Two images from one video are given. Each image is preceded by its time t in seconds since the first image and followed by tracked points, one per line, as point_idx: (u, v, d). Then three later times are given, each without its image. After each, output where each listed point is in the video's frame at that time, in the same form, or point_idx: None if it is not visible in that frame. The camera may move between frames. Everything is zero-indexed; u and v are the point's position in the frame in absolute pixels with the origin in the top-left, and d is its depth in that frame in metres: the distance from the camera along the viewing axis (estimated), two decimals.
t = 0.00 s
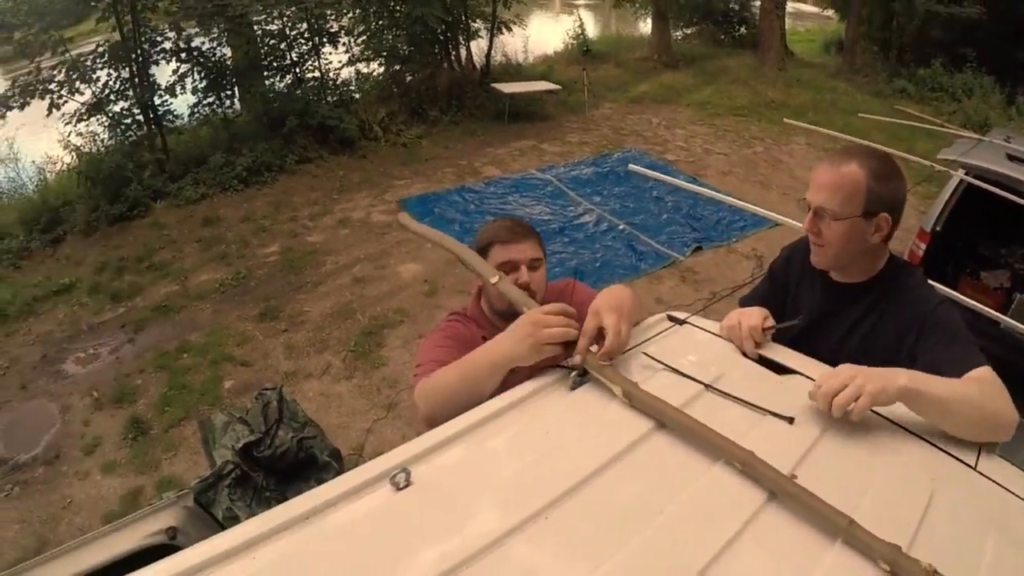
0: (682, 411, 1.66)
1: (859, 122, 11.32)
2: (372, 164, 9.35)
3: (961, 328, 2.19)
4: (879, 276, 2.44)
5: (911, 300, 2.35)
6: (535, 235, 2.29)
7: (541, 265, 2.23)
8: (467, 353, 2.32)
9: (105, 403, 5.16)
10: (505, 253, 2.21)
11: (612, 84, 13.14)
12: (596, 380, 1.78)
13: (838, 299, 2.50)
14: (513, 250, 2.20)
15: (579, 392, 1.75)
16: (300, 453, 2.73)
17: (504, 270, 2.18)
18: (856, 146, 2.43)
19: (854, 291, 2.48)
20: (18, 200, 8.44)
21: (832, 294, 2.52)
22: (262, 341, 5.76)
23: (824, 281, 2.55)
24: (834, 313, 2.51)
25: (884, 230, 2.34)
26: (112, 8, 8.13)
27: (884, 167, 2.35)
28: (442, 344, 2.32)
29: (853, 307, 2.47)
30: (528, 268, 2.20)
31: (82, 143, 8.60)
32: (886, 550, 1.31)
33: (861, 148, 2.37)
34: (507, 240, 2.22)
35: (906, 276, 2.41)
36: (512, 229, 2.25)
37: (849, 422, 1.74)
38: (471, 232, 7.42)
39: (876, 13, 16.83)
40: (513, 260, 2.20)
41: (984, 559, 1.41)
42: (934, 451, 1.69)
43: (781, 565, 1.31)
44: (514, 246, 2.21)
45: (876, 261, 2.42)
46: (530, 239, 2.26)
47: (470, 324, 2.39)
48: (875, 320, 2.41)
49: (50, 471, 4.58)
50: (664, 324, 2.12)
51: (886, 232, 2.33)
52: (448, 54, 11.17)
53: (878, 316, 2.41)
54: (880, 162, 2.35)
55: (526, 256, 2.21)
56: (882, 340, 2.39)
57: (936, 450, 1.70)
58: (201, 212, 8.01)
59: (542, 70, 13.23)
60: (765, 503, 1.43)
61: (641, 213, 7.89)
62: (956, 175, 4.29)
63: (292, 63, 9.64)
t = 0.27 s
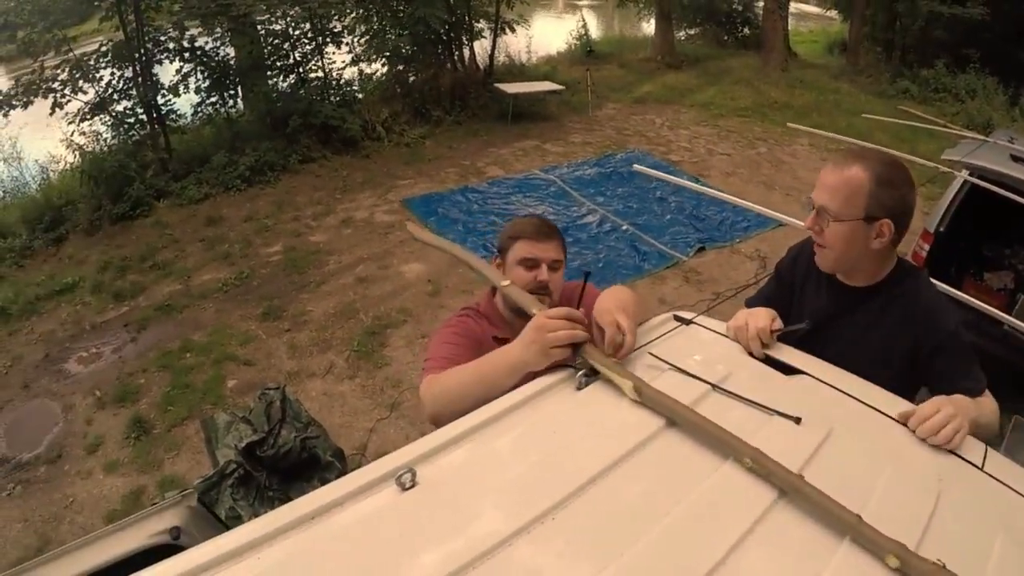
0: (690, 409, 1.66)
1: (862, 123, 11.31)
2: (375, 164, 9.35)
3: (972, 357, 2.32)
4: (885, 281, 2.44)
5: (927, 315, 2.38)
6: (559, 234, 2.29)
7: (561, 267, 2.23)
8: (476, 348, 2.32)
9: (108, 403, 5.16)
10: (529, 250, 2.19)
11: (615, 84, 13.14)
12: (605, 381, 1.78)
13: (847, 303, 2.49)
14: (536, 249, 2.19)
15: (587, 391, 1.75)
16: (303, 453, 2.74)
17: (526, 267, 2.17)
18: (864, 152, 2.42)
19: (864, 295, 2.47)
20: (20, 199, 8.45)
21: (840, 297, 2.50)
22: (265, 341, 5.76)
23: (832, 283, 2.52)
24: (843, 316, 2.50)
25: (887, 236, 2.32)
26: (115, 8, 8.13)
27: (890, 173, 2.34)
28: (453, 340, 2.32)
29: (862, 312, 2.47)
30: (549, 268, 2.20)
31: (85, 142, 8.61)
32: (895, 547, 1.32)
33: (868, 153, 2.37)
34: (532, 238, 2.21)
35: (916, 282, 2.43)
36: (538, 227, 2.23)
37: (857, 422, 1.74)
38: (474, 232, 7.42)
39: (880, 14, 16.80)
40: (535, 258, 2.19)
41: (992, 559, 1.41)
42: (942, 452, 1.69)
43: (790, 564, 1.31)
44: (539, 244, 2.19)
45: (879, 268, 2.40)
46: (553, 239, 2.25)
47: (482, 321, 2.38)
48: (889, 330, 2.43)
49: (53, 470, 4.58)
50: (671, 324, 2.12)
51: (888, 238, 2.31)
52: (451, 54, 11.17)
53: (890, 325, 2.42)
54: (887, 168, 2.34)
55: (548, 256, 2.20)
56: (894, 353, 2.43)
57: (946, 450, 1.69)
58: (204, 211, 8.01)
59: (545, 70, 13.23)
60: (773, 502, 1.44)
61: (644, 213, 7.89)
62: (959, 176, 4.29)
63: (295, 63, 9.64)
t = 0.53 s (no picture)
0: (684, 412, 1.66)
1: (862, 123, 11.31)
2: (375, 164, 9.35)
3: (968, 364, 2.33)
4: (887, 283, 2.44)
5: (926, 319, 2.39)
6: (556, 233, 2.28)
7: (558, 265, 2.23)
8: (475, 346, 2.32)
9: (108, 403, 5.16)
10: (526, 249, 2.19)
11: (616, 84, 13.14)
12: (602, 381, 1.77)
13: (848, 303, 2.48)
14: (533, 248, 2.19)
15: (584, 392, 1.75)
16: (303, 453, 2.74)
17: (522, 266, 2.17)
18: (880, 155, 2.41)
19: (865, 296, 2.46)
20: (20, 198, 8.45)
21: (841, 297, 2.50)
22: (265, 341, 5.76)
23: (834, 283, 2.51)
24: (843, 316, 2.50)
25: (892, 241, 2.31)
26: (115, 8, 8.13)
27: (903, 178, 2.34)
28: (452, 339, 2.32)
29: (863, 313, 2.47)
30: (546, 267, 2.20)
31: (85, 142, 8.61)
32: (888, 554, 1.30)
33: (884, 155, 2.36)
34: (529, 237, 2.20)
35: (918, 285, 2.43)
36: (535, 226, 2.23)
37: (854, 423, 1.74)
38: (474, 232, 7.42)
39: (880, 15, 16.81)
40: (532, 257, 2.19)
41: (988, 561, 1.41)
42: (940, 453, 1.68)
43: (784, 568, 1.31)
44: (536, 243, 2.19)
45: (881, 271, 2.39)
46: (551, 238, 2.24)
47: (482, 319, 2.38)
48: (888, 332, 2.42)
49: (53, 469, 4.58)
50: (669, 324, 2.11)
51: (892, 243, 2.30)
52: (451, 54, 11.16)
53: (889, 327, 2.42)
54: (900, 173, 2.34)
55: (545, 255, 2.20)
56: (891, 356, 2.43)
57: (943, 451, 1.69)
58: (204, 211, 8.01)
59: (545, 70, 13.23)
60: (766, 506, 1.43)
61: (645, 213, 7.89)
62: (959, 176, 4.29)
63: (295, 63, 9.64)
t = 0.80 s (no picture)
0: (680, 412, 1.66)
1: (862, 124, 11.32)
2: (375, 164, 9.36)
3: (965, 364, 2.33)
4: (886, 285, 2.44)
5: (924, 320, 2.39)
6: (547, 230, 2.28)
7: (550, 262, 2.22)
8: (473, 344, 2.32)
9: (108, 402, 5.17)
10: (517, 248, 2.19)
11: (616, 85, 13.14)
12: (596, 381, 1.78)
13: (847, 306, 2.49)
14: (524, 246, 2.19)
15: (580, 392, 1.75)
16: (303, 452, 2.74)
17: (515, 265, 2.18)
18: (876, 158, 2.44)
19: (863, 297, 2.46)
20: (20, 198, 8.45)
21: (838, 299, 2.50)
22: (265, 340, 5.77)
23: (831, 285, 2.52)
24: (841, 318, 2.50)
25: (900, 240, 2.36)
26: (116, 8, 8.14)
27: (903, 180, 2.37)
28: (450, 337, 2.31)
29: (861, 315, 2.48)
30: (537, 264, 2.20)
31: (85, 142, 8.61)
32: (882, 549, 1.32)
33: (884, 159, 2.38)
34: (519, 235, 2.20)
35: (916, 286, 2.42)
36: (525, 224, 2.23)
37: (849, 423, 1.74)
38: (474, 232, 7.42)
39: (880, 15, 16.82)
40: (524, 255, 2.19)
41: (982, 560, 1.41)
42: (934, 452, 1.69)
43: (778, 566, 1.31)
44: (526, 241, 2.19)
45: (886, 274, 2.42)
46: (542, 235, 2.24)
47: (480, 319, 2.39)
48: (886, 334, 2.42)
49: (54, 469, 4.59)
50: (666, 325, 2.11)
51: (901, 244, 2.34)
52: (451, 54, 11.14)
53: (887, 329, 2.42)
54: (900, 176, 2.37)
55: (537, 253, 2.20)
56: (890, 357, 2.43)
57: (938, 450, 1.69)
58: (205, 211, 8.01)
59: (545, 70, 13.24)
60: (761, 505, 1.44)
61: (644, 214, 7.89)
62: (958, 177, 4.30)
63: (296, 63, 9.63)
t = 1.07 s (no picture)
0: (676, 409, 1.66)
1: (861, 124, 11.32)
2: (374, 164, 9.35)
3: (962, 364, 2.34)
4: (882, 285, 2.44)
5: (920, 320, 2.40)
6: (544, 229, 2.28)
7: (547, 261, 2.22)
8: (468, 345, 2.32)
9: (106, 402, 5.16)
10: (514, 246, 2.19)
11: (614, 85, 13.15)
12: (592, 378, 1.79)
13: (843, 306, 2.49)
14: (521, 245, 2.18)
15: (575, 390, 1.75)
16: (300, 452, 2.73)
17: (511, 264, 2.17)
18: (874, 157, 2.43)
19: (859, 298, 2.47)
20: (18, 198, 8.45)
21: (835, 299, 2.50)
22: (263, 340, 5.76)
23: (828, 285, 2.52)
24: (838, 318, 2.50)
25: (898, 240, 2.36)
26: (114, 8, 8.13)
27: (902, 179, 2.37)
28: (445, 338, 2.31)
29: (857, 316, 2.48)
30: (534, 263, 2.19)
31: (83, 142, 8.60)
32: (876, 544, 1.32)
33: (883, 158, 2.38)
34: (516, 234, 2.20)
35: (912, 286, 2.42)
36: (521, 223, 2.23)
37: (844, 421, 1.74)
38: (472, 232, 7.42)
39: (878, 15, 16.84)
40: (521, 253, 2.18)
41: (978, 558, 1.41)
42: (930, 451, 1.69)
43: (774, 562, 1.31)
44: (523, 240, 2.19)
45: (884, 274, 2.42)
46: (539, 234, 2.24)
47: (474, 319, 2.39)
48: (883, 333, 2.42)
49: (52, 469, 4.59)
50: (661, 324, 2.11)
51: (899, 243, 2.34)
52: (449, 54, 11.22)
53: (883, 329, 2.42)
54: (898, 175, 2.37)
55: (534, 251, 2.19)
56: (886, 357, 2.43)
57: (933, 449, 1.69)
58: (203, 211, 8.01)
59: (543, 70, 13.25)
60: (757, 501, 1.44)
61: (642, 213, 7.89)
62: (955, 176, 4.30)
63: (294, 63, 9.63)
